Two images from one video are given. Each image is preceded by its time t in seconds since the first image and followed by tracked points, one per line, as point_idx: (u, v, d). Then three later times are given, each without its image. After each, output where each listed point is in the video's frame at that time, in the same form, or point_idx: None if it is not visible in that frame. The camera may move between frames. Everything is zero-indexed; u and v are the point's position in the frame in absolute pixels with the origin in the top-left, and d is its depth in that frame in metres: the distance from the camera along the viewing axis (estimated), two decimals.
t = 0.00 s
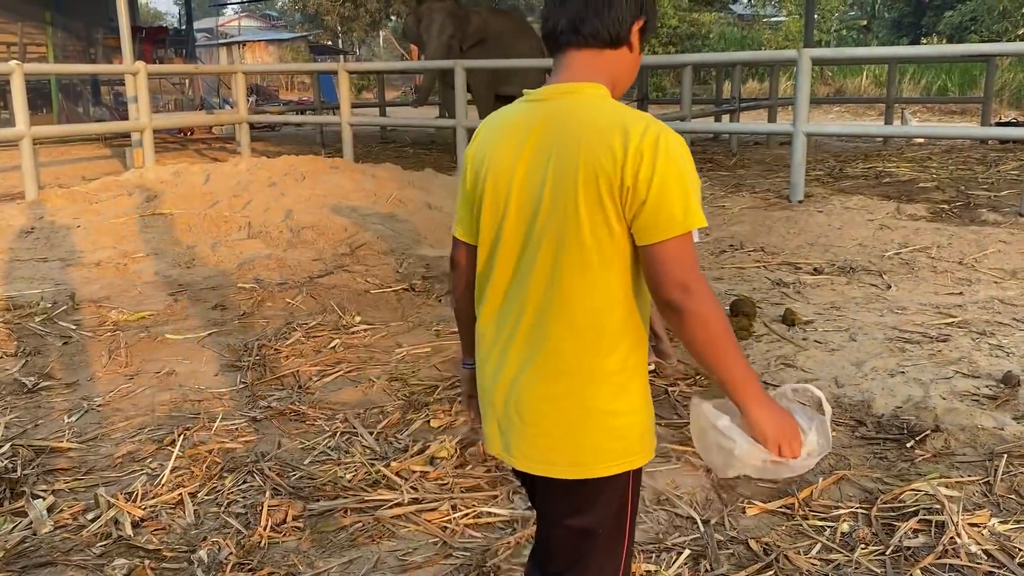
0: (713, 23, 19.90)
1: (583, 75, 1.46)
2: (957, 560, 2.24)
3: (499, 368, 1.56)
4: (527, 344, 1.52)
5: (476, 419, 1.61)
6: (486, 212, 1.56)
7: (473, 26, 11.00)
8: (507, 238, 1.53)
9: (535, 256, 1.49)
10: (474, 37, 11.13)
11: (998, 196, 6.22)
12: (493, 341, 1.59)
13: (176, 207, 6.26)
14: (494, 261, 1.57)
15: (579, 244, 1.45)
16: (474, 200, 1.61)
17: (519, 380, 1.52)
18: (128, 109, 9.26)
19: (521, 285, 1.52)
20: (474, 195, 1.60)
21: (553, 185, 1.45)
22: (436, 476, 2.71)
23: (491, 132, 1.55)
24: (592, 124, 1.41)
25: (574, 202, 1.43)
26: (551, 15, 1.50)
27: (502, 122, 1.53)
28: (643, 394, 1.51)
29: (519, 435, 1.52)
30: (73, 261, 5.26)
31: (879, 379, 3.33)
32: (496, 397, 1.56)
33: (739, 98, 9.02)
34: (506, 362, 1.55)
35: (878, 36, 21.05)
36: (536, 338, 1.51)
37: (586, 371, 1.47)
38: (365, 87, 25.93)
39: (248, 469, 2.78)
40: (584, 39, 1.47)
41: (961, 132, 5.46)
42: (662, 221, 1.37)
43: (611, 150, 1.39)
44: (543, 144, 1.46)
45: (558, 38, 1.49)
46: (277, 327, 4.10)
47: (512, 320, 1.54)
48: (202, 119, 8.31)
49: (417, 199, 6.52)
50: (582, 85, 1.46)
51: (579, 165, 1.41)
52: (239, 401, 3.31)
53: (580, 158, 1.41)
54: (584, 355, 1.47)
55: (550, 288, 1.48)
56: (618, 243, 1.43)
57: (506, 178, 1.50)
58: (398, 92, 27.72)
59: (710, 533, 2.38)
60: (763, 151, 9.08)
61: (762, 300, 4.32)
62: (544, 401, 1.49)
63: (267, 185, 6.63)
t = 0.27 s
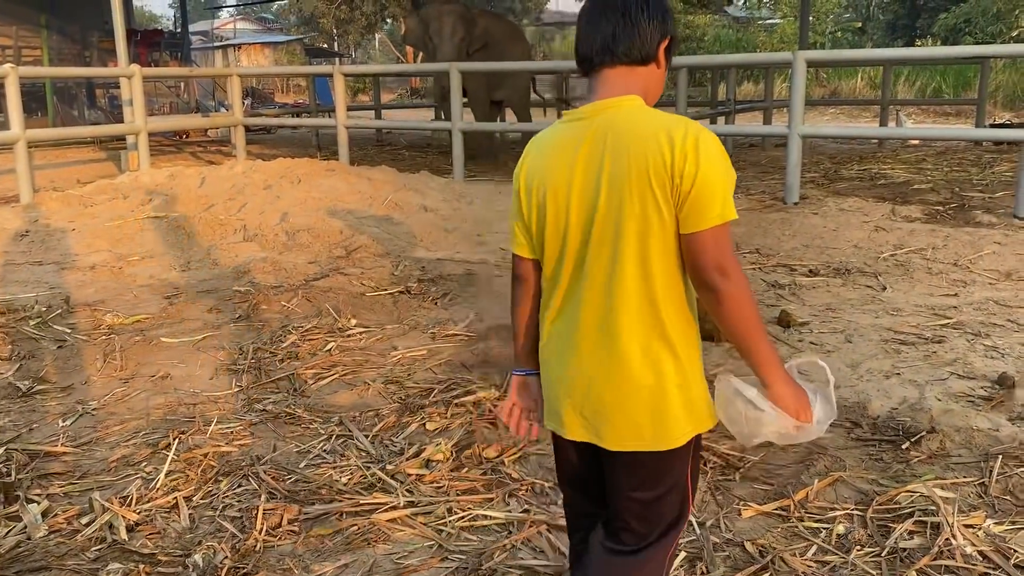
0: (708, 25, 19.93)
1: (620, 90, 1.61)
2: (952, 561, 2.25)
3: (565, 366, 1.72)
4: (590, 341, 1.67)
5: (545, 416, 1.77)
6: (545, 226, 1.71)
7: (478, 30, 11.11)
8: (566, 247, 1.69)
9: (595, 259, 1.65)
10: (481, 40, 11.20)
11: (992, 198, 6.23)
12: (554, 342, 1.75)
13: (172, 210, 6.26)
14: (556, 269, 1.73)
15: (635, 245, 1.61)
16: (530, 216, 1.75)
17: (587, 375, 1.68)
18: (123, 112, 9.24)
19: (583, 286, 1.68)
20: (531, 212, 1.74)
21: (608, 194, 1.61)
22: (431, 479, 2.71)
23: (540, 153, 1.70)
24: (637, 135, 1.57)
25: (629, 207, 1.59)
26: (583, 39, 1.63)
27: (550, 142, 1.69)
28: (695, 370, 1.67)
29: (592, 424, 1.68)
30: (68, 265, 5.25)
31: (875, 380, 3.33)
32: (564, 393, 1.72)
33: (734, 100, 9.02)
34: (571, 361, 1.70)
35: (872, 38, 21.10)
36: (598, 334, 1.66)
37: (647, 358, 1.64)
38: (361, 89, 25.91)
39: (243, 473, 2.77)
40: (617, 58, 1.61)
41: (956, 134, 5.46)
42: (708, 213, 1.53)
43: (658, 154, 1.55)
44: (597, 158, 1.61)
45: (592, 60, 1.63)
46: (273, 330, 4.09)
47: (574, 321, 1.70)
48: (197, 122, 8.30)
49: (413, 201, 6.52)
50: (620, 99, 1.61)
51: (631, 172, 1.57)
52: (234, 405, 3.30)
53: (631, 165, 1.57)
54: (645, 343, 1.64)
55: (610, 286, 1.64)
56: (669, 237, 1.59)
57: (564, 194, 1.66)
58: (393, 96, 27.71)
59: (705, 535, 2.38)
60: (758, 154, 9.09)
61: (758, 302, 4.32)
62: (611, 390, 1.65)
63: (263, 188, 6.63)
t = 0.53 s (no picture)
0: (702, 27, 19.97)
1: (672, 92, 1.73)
2: (946, 562, 2.25)
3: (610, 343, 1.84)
4: (631, 322, 1.80)
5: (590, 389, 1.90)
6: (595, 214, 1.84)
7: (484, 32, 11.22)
8: (610, 235, 1.81)
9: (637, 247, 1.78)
10: (487, 42, 11.29)
11: (985, 199, 6.25)
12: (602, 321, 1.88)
13: (165, 213, 6.24)
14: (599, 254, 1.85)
15: (671, 237, 1.71)
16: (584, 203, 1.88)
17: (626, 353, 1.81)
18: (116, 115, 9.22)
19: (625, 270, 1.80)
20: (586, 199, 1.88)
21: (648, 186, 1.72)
22: (426, 482, 2.70)
23: (596, 145, 1.83)
24: (678, 133, 1.68)
25: (664, 200, 1.70)
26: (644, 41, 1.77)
27: (604, 135, 1.82)
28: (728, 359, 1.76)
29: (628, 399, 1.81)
30: (62, 268, 5.24)
31: (869, 382, 3.34)
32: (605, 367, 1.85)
33: (728, 102, 9.04)
34: (613, 338, 1.83)
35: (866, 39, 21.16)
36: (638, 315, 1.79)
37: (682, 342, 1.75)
38: (355, 93, 25.87)
39: (238, 476, 2.77)
40: (671, 61, 1.73)
41: (948, 135, 5.48)
42: (734, 210, 1.61)
43: (694, 152, 1.65)
44: (640, 152, 1.73)
45: (650, 60, 1.76)
46: (267, 334, 4.09)
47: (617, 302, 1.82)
48: (191, 125, 8.29)
49: (407, 204, 6.52)
50: (669, 101, 1.73)
51: (669, 167, 1.68)
52: (229, 408, 3.30)
53: (669, 161, 1.68)
54: (681, 328, 1.75)
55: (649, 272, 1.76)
56: (701, 232, 1.69)
57: (610, 184, 1.79)
58: (388, 99, 27.70)
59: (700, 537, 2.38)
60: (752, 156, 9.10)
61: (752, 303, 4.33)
62: (648, 367, 1.78)
63: (257, 191, 6.62)
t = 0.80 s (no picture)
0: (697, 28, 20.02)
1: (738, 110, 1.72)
2: (940, 562, 2.26)
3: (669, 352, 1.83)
4: (692, 331, 1.79)
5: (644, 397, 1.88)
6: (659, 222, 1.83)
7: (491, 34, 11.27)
8: (677, 248, 1.80)
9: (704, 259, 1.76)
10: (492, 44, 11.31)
11: (978, 200, 6.27)
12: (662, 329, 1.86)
13: (160, 216, 6.24)
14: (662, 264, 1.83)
15: (739, 249, 1.71)
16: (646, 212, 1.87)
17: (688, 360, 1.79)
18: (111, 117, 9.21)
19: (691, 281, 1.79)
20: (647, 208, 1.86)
21: (719, 201, 1.71)
22: (421, 485, 2.70)
23: (659, 156, 1.82)
24: (750, 150, 1.68)
25: (735, 214, 1.69)
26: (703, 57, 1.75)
27: (670, 150, 1.80)
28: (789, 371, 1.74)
29: (685, 407, 1.78)
30: (56, 271, 5.23)
31: (862, 383, 3.34)
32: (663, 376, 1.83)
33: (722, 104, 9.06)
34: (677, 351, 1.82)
35: (859, 41, 21.25)
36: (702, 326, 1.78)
37: (745, 356, 1.74)
38: (350, 94, 25.89)
39: (232, 480, 2.76)
40: (734, 80, 1.71)
41: (941, 137, 5.49)
42: (804, 228, 1.61)
43: (767, 170, 1.65)
44: (711, 166, 1.72)
45: (711, 77, 1.73)
46: (261, 336, 4.08)
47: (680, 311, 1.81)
48: (185, 128, 8.28)
49: (402, 206, 6.52)
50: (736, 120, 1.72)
51: (743, 185, 1.67)
52: (223, 411, 3.30)
53: (741, 176, 1.67)
54: (749, 342, 1.74)
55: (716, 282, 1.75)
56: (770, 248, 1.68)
57: (677, 194, 1.77)
58: (383, 101, 27.76)
59: (695, 539, 2.39)
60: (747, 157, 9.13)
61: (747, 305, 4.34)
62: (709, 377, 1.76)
63: (252, 193, 6.61)
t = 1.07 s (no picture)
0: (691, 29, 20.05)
1: (802, 109, 1.81)
2: (933, 562, 2.26)
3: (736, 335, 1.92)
4: (763, 317, 1.89)
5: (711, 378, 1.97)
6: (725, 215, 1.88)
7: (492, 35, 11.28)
8: (750, 236, 1.87)
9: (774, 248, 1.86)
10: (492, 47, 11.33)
11: (971, 200, 6.29)
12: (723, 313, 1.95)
13: (153, 218, 6.23)
14: (729, 254, 1.91)
15: (816, 239, 1.83)
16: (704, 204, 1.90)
17: (763, 344, 1.89)
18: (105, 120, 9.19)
19: (761, 269, 1.88)
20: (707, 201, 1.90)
21: (795, 195, 1.82)
22: (415, 487, 2.70)
23: (722, 152, 1.87)
24: (823, 147, 1.79)
25: (812, 207, 1.81)
26: (763, 58, 1.81)
27: (738, 143, 1.85)
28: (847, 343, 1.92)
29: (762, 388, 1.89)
30: (49, 274, 5.22)
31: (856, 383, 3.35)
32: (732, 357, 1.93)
33: (716, 106, 9.08)
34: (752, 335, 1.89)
35: (853, 42, 21.32)
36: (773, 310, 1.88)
37: (815, 335, 1.87)
38: (344, 96, 25.88)
39: (226, 483, 2.76)
40: (794, 82, 1.79)
41: (933, 138, 5.51)
42: (877, 217, 1.81)
43: (843, 167, 1.79)
44: (785, 162, 1.81)
45: (775, 78, 1.80)
46: (255, 339, 4.08)
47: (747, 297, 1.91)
48: (179, 131, 8.27)
49: (396, 208, 6.51)
50: (799, 119, 1.82)
51: (823, 177, 1.79)
52: (217, 414, 3.29)
53: (819, 172, 1.79)
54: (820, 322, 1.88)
55: (788, 270, 1.86)
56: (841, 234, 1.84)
57: (749, 188, 1.84)
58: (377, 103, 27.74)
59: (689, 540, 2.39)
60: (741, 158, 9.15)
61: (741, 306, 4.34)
62: (785, 358, 1.87)
63: (245, 195, 6.60)
